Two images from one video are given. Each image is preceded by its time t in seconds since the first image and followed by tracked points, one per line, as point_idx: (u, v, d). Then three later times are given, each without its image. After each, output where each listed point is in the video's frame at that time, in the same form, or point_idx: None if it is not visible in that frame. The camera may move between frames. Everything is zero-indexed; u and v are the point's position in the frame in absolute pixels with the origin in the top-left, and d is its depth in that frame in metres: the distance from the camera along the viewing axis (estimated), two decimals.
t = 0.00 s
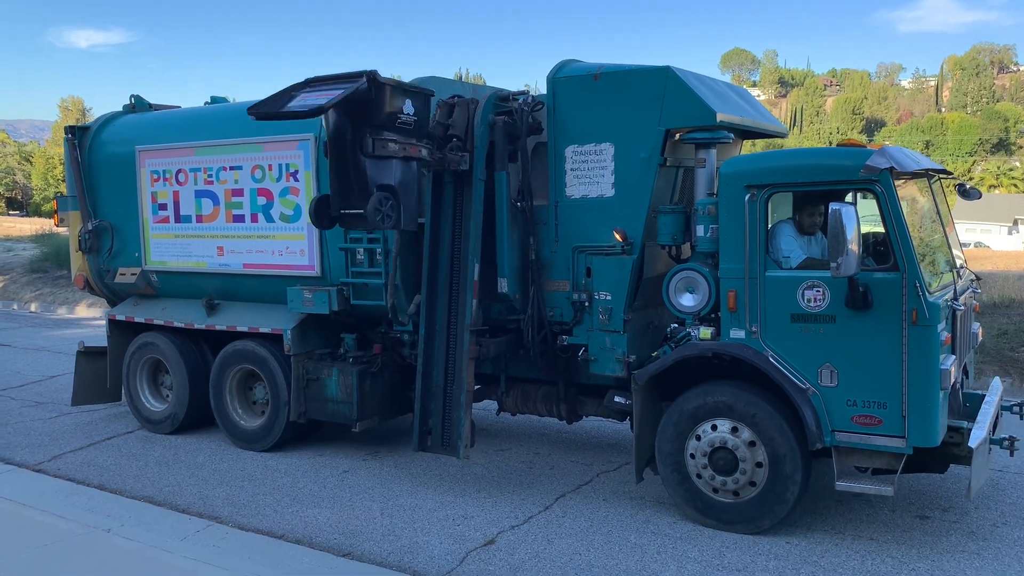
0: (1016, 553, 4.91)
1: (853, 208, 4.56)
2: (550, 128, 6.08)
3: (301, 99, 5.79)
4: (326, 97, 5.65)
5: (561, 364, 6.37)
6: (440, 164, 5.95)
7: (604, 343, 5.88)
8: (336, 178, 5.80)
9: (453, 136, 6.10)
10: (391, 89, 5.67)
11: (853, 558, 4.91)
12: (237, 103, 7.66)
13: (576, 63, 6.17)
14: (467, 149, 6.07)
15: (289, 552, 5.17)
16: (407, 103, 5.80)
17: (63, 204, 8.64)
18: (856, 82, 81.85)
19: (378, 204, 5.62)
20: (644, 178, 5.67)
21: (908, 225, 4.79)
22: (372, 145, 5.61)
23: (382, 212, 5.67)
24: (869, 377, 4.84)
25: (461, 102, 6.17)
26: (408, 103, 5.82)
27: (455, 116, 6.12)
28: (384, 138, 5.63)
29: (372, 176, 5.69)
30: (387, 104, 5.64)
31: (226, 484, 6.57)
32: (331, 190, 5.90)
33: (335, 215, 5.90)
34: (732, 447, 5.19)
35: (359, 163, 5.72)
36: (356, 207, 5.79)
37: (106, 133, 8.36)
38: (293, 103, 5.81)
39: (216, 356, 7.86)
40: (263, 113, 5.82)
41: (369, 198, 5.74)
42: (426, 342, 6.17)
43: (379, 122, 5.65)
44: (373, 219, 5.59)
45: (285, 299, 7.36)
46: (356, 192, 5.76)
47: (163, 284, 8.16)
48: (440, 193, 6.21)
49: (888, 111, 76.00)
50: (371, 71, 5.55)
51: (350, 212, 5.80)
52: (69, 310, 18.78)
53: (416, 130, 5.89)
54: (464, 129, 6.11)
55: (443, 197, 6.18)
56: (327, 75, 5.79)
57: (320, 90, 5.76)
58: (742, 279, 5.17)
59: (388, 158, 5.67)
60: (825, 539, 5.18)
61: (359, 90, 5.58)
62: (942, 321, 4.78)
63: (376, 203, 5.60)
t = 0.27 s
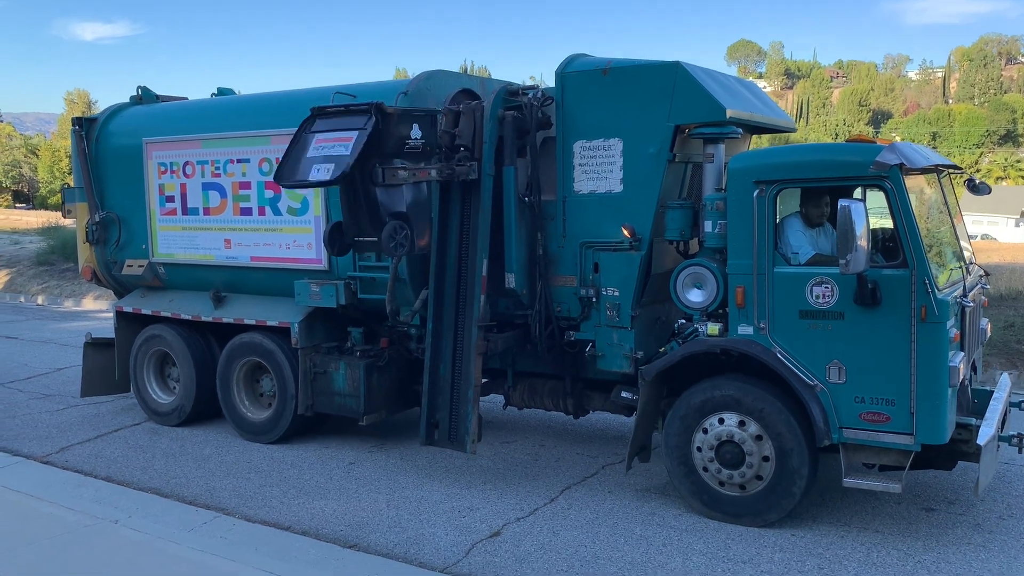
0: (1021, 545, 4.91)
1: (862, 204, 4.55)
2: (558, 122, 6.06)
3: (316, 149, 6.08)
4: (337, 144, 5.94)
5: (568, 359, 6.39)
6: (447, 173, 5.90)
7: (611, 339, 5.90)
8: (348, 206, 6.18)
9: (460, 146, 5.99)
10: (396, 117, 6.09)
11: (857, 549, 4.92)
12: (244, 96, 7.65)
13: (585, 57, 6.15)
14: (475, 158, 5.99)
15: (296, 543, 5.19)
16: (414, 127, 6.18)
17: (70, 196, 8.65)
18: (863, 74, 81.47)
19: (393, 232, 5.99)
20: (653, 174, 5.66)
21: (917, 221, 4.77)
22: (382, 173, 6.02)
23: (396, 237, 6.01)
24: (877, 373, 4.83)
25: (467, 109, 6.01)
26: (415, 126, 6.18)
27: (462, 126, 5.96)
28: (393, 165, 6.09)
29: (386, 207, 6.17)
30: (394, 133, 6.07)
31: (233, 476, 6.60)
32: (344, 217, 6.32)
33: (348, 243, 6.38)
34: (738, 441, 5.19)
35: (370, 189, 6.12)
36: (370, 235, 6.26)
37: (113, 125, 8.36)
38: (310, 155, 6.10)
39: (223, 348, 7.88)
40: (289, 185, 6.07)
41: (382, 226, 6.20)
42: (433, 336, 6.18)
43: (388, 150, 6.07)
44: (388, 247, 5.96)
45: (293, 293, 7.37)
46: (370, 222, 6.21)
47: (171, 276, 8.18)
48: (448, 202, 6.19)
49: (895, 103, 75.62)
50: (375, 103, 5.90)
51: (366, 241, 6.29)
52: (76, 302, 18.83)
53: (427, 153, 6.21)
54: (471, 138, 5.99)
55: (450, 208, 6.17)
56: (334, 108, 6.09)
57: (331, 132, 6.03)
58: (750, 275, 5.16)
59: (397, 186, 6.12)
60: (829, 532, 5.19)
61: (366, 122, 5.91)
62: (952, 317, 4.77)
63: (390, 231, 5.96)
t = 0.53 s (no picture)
0: None
1: (870, 199, 4.53)
2: (564, 118, 6.06)
3: (341, 166, 6.02)
4: (362, 160, 5.90)
5: (574, 354, 6.40)
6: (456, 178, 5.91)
7: (617, 335, 5.89)
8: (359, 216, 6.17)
9: (467, 151, 6.02)
10: (403, 124, 5.92)
11: (863, 544, 4.91)
12: (250, 90, 7.65)
13: (592, 52, 6.13)
14: (483, 162, 6.01)
15: (302, 537, 5.21)
16: (422, 134, 6.00)
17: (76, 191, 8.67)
18: (869, 69, 81.16)
19: (405, 239, 5.88)
20: (660, 169, 5.64)
21: (925, 216, 4.76)
22: (393, 181, 5.80)
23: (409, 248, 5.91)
24: (885, 369, 4.82)
25: (473, 114, 6.05)
26: (422, 134, 6.01)
27: (467, 132, 6.02)
28: (404, 173, 5.84)
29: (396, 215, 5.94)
30: (403, 140, 5.89)
31: (239, 470, 6.61)
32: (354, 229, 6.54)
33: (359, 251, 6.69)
34: (744, 436, 5.18)
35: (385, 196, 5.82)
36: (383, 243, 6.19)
37: (119, 120, 8.37)
38: (336, 174, 6.05)
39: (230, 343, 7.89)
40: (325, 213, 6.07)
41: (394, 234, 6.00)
42: (439, 331, 6.18)
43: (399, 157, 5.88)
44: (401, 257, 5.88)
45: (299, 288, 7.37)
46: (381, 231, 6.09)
47: (177, 271, 8.19)
48: (454, 210, 6.20)
49: (901, 98, 75.31)
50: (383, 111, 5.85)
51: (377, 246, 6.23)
52: (82, 297, 18.88)
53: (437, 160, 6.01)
54: (478, 143, 6.01)
55: (456, 214, 6.17)
56: (347, 117, 5.95)
57: (350, 147, 5.96)
58: (757, 270, 5.15)
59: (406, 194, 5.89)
60: (835, 527, 5.18)
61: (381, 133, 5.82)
62: (960, 313, 4.75)
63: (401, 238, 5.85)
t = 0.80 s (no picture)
0: None
1: (871, 193, 4.53)
2: (565, 113, 6.06)
3: (326, 169, 6.16)
4: (349, 164, 6.05)
5: (575, 349, 6.40)
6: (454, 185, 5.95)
7: (619, 329, 5.90)
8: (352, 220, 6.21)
9: (465, 159, 6.08)
10: (400, 135, 6.18)
11: (865, 541, 4.91)
12: (253, 87, 7.66)
13: (592, 47, 6.14)
14: (481, 170, 6.05)
15: (305, 533, 5.22)
16: (419, 144, 6.31)
17: (80, 188, 8.70)
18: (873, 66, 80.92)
19: (400, 248, 6.11)
20: (661, 163, 5.64)
21: (926, 210, 4.75)
22: (389, 191, 6.04)
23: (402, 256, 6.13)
24: (885, 363, 4.82)
25: (472, 123, 6.09)
26: (420, 144, 6.33)
27: (467, 140, 6.06)
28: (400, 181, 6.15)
29: (393, 224, 6.36)
30: (400, 150, 6.18)
31: (242, 467, 6.64)
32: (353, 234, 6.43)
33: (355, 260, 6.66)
34: (746, 432, 5.19)
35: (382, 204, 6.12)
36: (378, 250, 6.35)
37: (122, 117, 8.40)
38: (320, 176, 6.18)
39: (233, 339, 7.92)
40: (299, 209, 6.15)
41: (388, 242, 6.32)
42: (440, 327, 6.19)
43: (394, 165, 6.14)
44: (397, 263, 6.09)
45: (301, 284, 7.39)
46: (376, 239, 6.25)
47: (180, 268, 8.22)
48: (454, 219, 6.21)
49: (905, 95, 75.09)
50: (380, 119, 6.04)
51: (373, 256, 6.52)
52: (86, 294, 18.93)
53: (429, 171, 6.37)
54: (477, 151, 6.07)
55: (456, 223, 6.19)
56: (344, 126, 6.19)
57: (340, 151, 6.13)
58: (758, 264, 5.15)
59: (402, 203, 6.32)
60: (837, 524, 5.18)
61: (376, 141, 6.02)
62: (961, 307, 4.74)
63: (398, 246, 6.08)
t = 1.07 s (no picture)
0: None
1: (876, 193, 4.52)
2: (570, 112, 6.05)
3: (337, 192, 6.03)
4: (359, 186, 5.92)
5: (579, 348, 6.40)
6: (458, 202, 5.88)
7: (622, 329, 5.90)
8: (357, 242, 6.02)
9: (470, 175, 6.01)
10: (404, 154, 6.06)
11: (867, 540, 4.91)
12: (256, 84, 7.66)
13: (597, 46, 6.13)
14: (485, 186, 6.02)
15: (308, 530, 5.23)
16: (423, 162, 6.15)
17: (83, 184, 8.69)
18: (877, 63, 80.75)
19: (406, 267, 5.89)
20: (666, 162, 5.64)
21: (931, 210, 4.74)
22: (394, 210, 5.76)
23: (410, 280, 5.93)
24: (889, 363, 4.82)
25: (477, 139, 6.04)
26: (425, 161, 6.16)
27: (471, 156, 6.00)
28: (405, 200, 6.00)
29: (398, 242, 5.98)
30: (404, 168, 6.05)
31: (245, 463, 6.64)
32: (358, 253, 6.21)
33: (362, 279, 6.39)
34: (750, 430, 5.18)
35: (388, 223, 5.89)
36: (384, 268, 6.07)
37: (125, 114, 8.39)
38: (333, 199, 6.06)
39: (236, 336, 7.92)
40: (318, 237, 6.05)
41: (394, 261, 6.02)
42: (444, 325, 6.19)
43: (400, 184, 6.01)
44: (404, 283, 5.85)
45: (304, 281, 7.39)
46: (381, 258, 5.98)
47: (183, 265, 8.22)
48: (457, 235, 6.19)
49: (909, 92, 74.94)
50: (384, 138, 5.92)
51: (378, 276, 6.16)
52: (89, 290, 18.95)
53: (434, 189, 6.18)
54: (481, 168, 6.02)
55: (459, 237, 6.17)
56: (351, 145, 6.05)
57: (349, 172, 5.99)
58: (762, 265, 5.14)
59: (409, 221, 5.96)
60: (840, 522, 5.19)
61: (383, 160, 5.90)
62: (965, 308, 4.74)
63: (403, 265, 5.87)
